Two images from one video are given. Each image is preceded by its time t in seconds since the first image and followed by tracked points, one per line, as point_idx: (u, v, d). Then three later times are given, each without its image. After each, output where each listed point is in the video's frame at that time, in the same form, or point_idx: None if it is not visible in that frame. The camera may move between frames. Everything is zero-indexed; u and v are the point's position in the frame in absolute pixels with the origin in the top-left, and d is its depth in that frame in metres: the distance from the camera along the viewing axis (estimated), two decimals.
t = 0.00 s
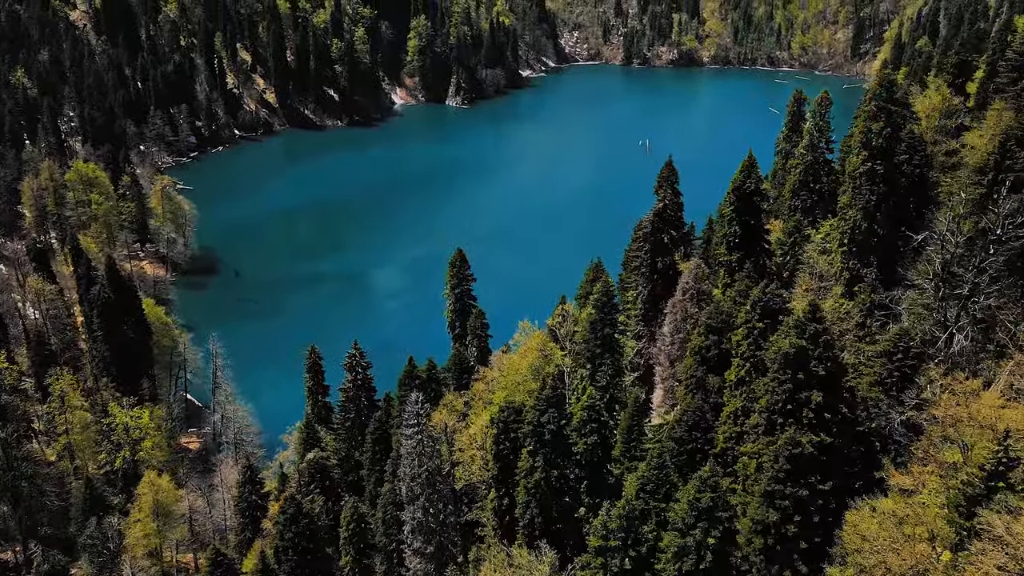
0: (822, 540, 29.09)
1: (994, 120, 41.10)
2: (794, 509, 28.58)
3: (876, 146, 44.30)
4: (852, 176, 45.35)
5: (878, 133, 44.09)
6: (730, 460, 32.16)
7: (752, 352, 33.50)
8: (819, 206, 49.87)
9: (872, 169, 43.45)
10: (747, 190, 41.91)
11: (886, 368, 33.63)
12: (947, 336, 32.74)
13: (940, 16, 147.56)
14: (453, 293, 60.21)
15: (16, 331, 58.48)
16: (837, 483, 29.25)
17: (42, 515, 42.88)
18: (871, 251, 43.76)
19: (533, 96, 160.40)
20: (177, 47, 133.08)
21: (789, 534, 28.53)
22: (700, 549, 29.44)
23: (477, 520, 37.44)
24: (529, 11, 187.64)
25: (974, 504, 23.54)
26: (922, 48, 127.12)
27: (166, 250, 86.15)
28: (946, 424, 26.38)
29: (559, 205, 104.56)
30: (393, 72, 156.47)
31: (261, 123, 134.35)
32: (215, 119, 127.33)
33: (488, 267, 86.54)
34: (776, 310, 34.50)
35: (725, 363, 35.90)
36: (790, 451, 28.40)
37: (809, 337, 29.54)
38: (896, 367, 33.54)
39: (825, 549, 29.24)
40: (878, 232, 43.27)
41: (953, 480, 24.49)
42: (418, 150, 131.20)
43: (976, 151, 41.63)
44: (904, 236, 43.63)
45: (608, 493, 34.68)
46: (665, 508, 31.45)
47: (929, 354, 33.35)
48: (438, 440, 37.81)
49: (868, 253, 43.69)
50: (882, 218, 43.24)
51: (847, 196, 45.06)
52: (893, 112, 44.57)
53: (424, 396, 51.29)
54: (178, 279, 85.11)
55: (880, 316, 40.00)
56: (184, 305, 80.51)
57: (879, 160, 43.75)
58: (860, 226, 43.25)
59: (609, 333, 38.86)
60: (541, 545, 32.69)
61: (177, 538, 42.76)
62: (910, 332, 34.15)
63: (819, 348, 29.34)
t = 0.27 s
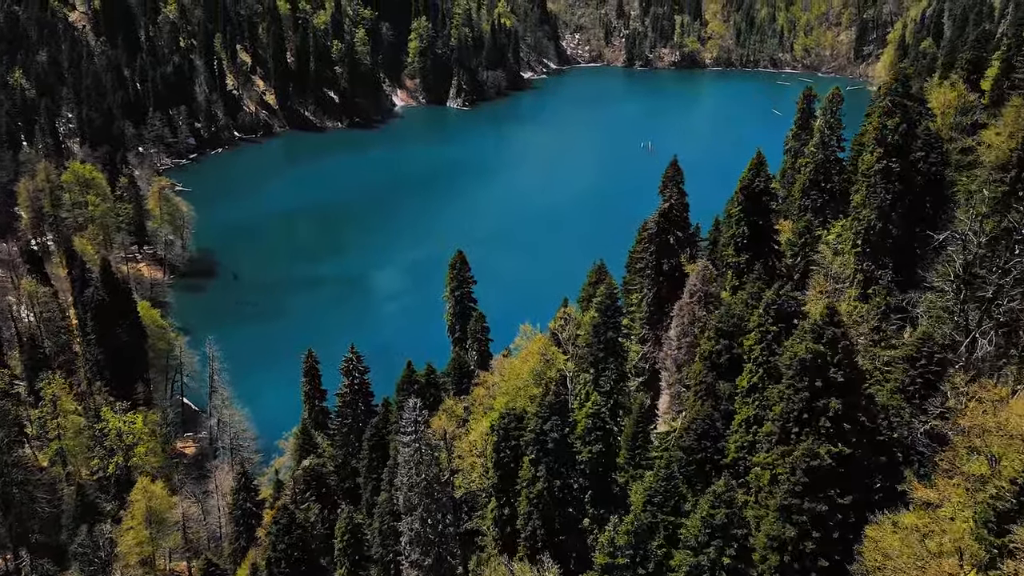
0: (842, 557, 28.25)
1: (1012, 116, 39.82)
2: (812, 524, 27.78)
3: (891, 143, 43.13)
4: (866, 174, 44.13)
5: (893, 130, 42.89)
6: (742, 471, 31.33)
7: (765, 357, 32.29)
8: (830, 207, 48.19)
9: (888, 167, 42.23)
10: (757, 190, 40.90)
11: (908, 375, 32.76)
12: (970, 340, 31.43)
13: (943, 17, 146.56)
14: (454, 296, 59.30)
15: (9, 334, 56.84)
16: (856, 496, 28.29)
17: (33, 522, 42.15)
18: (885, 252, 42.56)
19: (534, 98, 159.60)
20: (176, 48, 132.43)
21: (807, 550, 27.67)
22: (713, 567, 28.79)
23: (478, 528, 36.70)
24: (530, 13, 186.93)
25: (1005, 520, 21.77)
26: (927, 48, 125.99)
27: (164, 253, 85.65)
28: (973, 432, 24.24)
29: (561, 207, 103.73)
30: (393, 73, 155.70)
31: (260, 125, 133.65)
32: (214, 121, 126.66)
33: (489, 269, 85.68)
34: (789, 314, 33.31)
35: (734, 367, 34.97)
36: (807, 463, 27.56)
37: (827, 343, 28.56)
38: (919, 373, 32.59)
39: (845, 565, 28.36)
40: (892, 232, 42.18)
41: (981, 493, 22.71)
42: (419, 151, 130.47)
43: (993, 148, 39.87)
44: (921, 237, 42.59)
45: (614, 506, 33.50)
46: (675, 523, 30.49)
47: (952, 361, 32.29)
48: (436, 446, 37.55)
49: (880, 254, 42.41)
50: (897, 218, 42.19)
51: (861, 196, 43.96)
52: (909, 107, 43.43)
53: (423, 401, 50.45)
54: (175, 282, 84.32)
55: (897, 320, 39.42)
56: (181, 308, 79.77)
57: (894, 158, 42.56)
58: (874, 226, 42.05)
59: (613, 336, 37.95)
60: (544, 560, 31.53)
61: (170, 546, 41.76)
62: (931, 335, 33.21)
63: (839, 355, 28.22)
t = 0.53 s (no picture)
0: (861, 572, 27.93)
1: None
2: (832, 539, 27.46)
3: (906, 138, 41.58)
4: (879, 172, 42.57)
5: (908, 125, 41.32)
6: (755, 481, 30.83)
7: (778, 363, 31.70)
8: (841, 206, 47.42)
9: (903, 165, 40.71)
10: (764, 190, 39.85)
11: (931, 383, 31.30)
12: (993, 346, 30.18)
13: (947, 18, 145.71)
14: (454, 298, 58.49)
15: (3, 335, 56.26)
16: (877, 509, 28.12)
17: (24, 528, 41.05)
18: (899, 252, 41.13)
19: (536, 100, 158.86)
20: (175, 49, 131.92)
21: (824, 566, 27.29)
22: None
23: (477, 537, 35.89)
24: (532, 15, 186.33)
25: None
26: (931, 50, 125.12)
27: (162, 255, 84.78)
28: (1000, 442, 24.41)
29: (563, 209, 102.87)
30: (393, 75, 155.01)
31: (260, 127, 132.96)
32: (214, 122, 126.04)
33: (490, 272, 84.80)
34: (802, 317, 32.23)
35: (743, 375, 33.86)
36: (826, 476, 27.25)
37: (845, 347, 28.19)
38: (944, 381, 31.03)
39: None
40: (907, 233, 40.69)
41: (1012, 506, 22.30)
42: (420, 153, 129.70)
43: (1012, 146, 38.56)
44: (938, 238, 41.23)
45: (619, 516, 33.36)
46: (684, 535, 29.16)
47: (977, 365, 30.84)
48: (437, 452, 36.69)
49: (894, 255, 40.99)
50: (911, 219, 40.70)
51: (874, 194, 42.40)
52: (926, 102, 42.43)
53: (422, 406, 49.58)
54: (173, 284, 83.54)
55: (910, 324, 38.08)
56: (179, 310, 78.95)
57: (909, 155, 41.08)
58: (888, 226, 40.68)
59: (616, 339, 37.09)
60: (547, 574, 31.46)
61: (164, 554, 40.87)
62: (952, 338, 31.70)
63: (858, 361, 28.06)
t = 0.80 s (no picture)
0: None
1: None
2: (852, 558, 24.73)
3: (923, 131, 37.49)
4: (893, 165, 38.95)
5: (924, 118, 37.16)
6: (768, 492, 28.51)
7: (794, 368, 28.93)
8: (853, 206, 45.53)
9: (918, 160, 37.16)
10: (774, 187, 37.37)
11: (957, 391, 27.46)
12: None
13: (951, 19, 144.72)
14: (453, 301, 57.54)
15: None
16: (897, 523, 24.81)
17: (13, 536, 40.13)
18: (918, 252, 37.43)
19: (537, 101, 158.27)
20: (175, 51, 131.75)
21: None
22: None
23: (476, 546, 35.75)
24: (533, 16, 185.69)
25: None
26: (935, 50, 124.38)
27: (159, 257, 83.85)
28: None
29: (565, 211, 102.17)
30: (394, 77, 154.29)
31: (260, 128, 132.27)
32: (213, 123, 125.45)
33: (492, 274, 84.05)
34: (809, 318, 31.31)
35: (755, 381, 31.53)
36: (848, 489, 24.31)
37: (865, 352, 24.69)
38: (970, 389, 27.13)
39: None
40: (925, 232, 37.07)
41: None
42: (421, 155, 129.07)
43: None
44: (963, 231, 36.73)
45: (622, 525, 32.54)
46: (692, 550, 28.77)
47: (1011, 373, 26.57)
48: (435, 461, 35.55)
49: (910, 255, 37.53)
50: (929, 215, 36.97)
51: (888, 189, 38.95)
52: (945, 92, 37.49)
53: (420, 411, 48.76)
54: (171, 287, 82.87)
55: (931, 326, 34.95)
56: (178, 313, 78.30)
57: (926, 149, 37.18)
58: (902, 225, 37.55)
59: (620, 342, 36.13)
60: None
61: (158, 562, 39.90)
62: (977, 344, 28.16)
63: (878, 366, 24.43)
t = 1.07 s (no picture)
0: None
1: None
2: None
3: (942, 128, 37.40)
4: (909, 163, 38.24)
5: (943, 114, 37.28)
6: (783, 505, 27.52)
7: (812, 373, 27.70)
8: (866, 204, 45.01)
9: (937, 156, 36.27)
10: (785, 184, 36.95)
11: (988, 399, 26.33)
12: None
13: (955, 20, 143.64)
14: (452, 303, 56.64)
15: None
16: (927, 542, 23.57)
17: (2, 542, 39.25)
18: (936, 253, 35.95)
19: (539, 104, 157.48)
20: (174, 53, 131.20)
21: None
22: None
23: (475, 555, 35.06)
24: (534, 18, 185.01)
25: None
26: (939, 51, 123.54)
27: (157, 259, 82.92)
28: None
29: (567, 214, 101.22)
30: (395, 78, 153.54)
31: (259, 130, 131.46)
32: (212, 125, 124.60)
33: (494, 277, 83.07)
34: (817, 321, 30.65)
35: (770, 387, 30.72)
36: (873, 504, 23.17)
37: (889, 358, 23.87)
38: (1002, 398, 26.02)
39: None
40: (942, 231, 35.65)
41: None
42: (422, 157, 128.24)
43: None
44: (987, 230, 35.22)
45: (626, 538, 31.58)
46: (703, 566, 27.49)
47: None
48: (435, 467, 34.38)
49: (927, 256, 36.06)
50: (946, 214, 35.90)
51: (905, 188, 37.93)
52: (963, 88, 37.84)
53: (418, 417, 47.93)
54: (168, 289, 81.93)
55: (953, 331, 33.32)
56: (176, 315, 77.40)
57: (945, 146, 36.64)
58: (920, 224, 36.05)
59: (625, 346, 35.00)
60: None
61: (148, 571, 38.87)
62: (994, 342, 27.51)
63: (902, 372, 23.65)
